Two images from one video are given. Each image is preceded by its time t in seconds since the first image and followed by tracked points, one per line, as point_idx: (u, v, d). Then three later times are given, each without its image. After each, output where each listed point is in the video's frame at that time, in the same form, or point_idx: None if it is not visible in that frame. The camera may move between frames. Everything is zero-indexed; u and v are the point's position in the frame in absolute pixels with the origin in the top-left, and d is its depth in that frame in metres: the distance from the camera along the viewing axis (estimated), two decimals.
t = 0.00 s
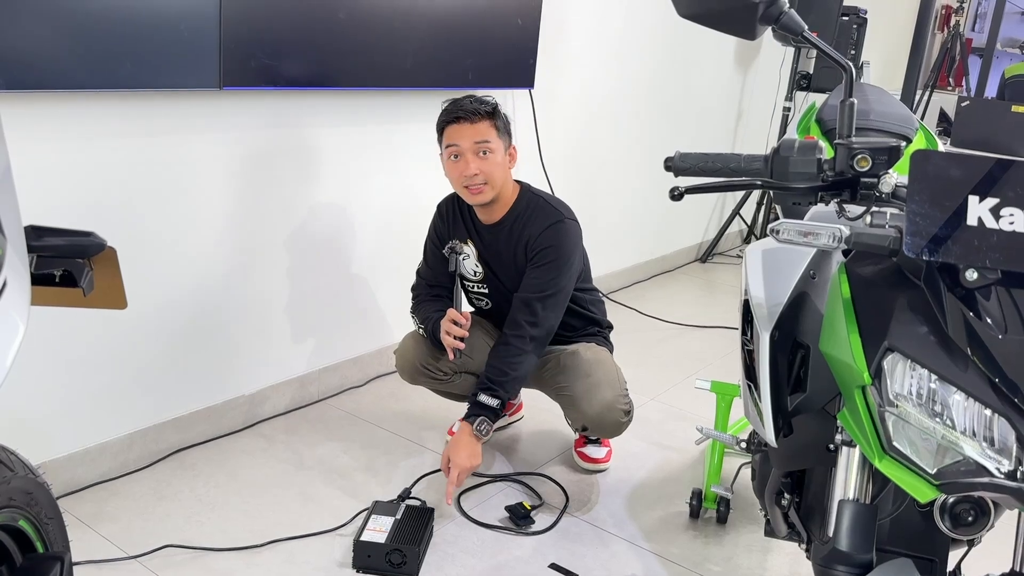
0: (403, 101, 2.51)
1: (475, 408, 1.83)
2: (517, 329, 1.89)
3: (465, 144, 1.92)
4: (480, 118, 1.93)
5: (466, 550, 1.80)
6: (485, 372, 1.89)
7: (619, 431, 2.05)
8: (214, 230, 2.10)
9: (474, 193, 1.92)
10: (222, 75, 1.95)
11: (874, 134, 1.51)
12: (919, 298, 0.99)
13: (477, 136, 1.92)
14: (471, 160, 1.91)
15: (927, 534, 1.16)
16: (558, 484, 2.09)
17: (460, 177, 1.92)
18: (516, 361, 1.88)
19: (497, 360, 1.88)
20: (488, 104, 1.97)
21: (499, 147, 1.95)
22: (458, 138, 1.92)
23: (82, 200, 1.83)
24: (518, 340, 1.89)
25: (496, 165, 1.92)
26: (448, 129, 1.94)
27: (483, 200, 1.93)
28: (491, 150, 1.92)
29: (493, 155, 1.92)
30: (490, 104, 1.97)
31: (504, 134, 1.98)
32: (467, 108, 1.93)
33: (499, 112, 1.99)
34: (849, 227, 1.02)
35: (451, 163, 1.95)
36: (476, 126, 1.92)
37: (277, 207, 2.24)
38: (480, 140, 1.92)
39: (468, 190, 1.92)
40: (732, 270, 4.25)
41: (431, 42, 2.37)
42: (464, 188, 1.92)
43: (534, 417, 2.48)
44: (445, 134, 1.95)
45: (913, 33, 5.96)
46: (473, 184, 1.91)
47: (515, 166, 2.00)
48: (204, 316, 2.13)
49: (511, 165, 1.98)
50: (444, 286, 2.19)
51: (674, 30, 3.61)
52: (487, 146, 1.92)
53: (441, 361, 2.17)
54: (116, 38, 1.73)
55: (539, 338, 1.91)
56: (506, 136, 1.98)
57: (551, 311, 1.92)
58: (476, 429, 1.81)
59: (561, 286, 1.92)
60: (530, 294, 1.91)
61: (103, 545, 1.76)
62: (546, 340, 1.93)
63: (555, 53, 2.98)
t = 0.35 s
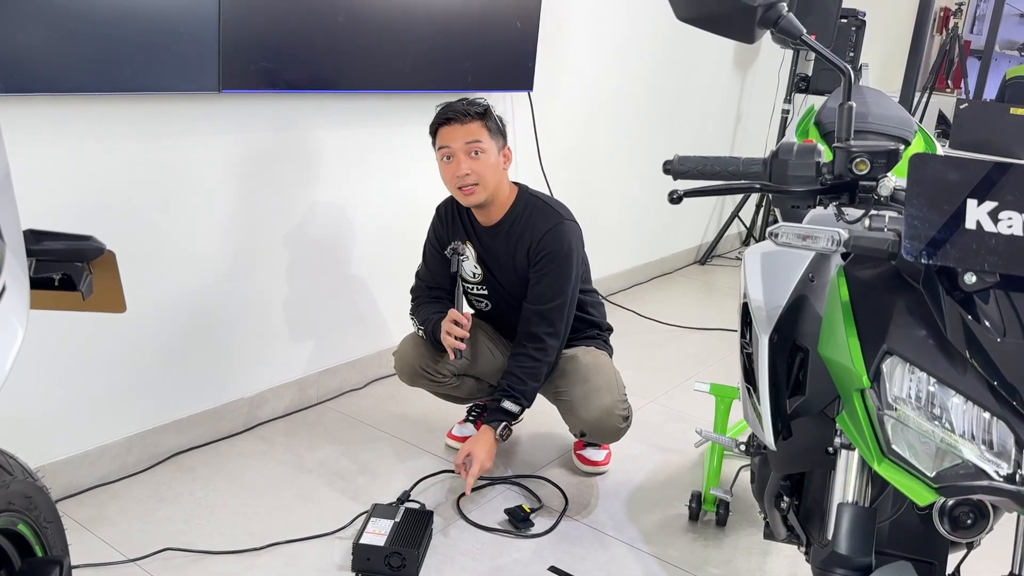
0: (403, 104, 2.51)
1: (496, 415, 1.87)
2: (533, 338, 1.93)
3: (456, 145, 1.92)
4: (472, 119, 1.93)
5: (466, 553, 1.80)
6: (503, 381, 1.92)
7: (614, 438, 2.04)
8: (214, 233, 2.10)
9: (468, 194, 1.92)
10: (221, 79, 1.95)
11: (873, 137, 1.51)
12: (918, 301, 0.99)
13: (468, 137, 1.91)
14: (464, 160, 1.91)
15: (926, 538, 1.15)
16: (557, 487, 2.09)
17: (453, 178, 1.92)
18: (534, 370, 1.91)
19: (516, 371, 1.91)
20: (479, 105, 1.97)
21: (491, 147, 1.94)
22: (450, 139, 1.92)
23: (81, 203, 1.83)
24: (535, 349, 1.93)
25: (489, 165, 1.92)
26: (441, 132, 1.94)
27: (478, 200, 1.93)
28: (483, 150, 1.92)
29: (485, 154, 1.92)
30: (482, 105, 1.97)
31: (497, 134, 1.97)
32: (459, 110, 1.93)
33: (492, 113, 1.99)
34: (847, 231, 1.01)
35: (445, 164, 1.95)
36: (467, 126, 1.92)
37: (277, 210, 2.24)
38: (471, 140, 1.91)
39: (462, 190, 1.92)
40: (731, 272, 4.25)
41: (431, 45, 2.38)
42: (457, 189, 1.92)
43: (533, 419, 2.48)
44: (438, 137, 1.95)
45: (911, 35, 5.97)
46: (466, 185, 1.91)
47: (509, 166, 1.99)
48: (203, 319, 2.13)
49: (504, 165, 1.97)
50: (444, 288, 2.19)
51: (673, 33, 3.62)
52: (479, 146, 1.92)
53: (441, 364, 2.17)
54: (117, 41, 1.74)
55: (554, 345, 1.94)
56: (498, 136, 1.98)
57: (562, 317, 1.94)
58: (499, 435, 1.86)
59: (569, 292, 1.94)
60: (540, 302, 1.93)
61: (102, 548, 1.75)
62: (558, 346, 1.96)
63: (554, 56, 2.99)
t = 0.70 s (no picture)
0: (402, 105, 2.51)
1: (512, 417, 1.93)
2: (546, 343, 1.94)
3: (461, 148, 1.91)
4: (477, 122, 1.93)
5: (465, 555, 1.80)
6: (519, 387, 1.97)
7: (619, 437, 2.05)
8: (213, 235, 2.10)
9: (471, 197, 1.92)
10: (220, 81, 1.95)
11: (872, 138, 1.51)
12: (917, 302, 0.99)
13: (473, 140, 1.91)
14: (469, 164, 1.91)
15: (926, 539, 1.15)
16: (557, 489, 2.09)
17: (458, 181, 1.92)
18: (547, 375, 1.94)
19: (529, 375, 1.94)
20: (484, 109, 1.96)
21: (496, 152, 1.95)
22: (456, 143, 1.92)
23: (80, 206, 1.83)
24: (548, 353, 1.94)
25: (493, 169, 1.92)
26: (445, 134, 1.93)
27: (481, 204, 1.93)
28: (488, 155, 1.92)
29: (490, 158, 1.92)
30: (487, 109, 1.96)
31: (502, 139, 1.98)
32: (464, 113, 1.93)
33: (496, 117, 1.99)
34: (846, 232, 1.01)
35: (448, 167, 1.94)
36: (473, 130, 1.91)
37: (277, 211, 2.24)
38: (478, 145, 1.92)
39: (466, 194, 1.92)
40: (731, 273, 4.26)
41: (430, 47, 2.38)
42: (462, 192, 1.92)
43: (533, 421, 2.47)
44: (443, 139, 1.95)
45: (910, 37, 5.98)
46: (470, 188, 1.91)
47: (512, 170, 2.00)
48: (203, 321, 2.13)
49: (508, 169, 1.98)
50: (445, 288, 2.19)
51: (672, 35, 3.63)
52: (484, 150, 1.92)
53: (441, 365, 2.17)
54: (116, 43, 1.74)
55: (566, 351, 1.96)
56: (502, 140, 1.98)
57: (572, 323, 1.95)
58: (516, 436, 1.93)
59: (578, 298, 1.95)
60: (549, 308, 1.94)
61: (101, 551, 1.75)
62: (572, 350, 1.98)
63: (554, 58, 2.99)
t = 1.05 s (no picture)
0: (402, 107, 2.51)
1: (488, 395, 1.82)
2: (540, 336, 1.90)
3: (469, 151, 1.91)
4: (484, 125, 1.92)
5: (465, 556, 1.80)
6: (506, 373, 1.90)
7: (620, 436, 2.05)
8: (213, 236, 2.10)
9: (479, 200, 1.93)
10: (220, 82, 1.95)
11: (872, 139, 1.51)
12: (917, 303, 0.99)
13: (481, 143, 1.91)
14: (477, 167, 1.90)
15: (926, 539, 1.15)
16: (557, 489, 2.09)
17: (465, 184, 1.92)
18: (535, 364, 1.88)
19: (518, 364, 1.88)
20: (491, 111, 1.96)
21: (504, 154, 1.94)
22: (463, 146, 1.91)
23: (80, 207, 1.83)
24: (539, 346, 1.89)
25: (500, 172, 1.92)
26: (453, 137, 1.93)
27: (488, 207, 1.94)
28: (496, 157, 1.92)
29: (498, 161, 1.92)
30: (494, 111, 1.96)
31: (509, 140, 1.97)
32: (471, 116, 1.92)
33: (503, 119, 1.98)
34: (846, 232, 1.02)
35: (456, 170, 1.94)
36: (481, 133, 1.91)
37: (277, 213, 2.24)
38: (485, 148, 1.91)
39: (473, 197, 1.92)
40: (730, 274, 4.26)
41: (430, 49, 2.38)
42: (469, 196, 1.92)
43: (533, 422, 2.47)
44: (450, 142, 1.94)
45: (908, 38, 5.99)
46: (478, 192, 1.91)
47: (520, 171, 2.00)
48: (203, 323, 2.13)
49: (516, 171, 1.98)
50: (447, 289, 2.19)
51: (672, 36, 3.63)
52: (492, 153, 1.92)
53: (442, 365, 2.18)
54: (116, 44, 1.74)
55: (560, 346, 1.91)
56: (510, 142, 1.98)
57: (568, 320, 1.92)
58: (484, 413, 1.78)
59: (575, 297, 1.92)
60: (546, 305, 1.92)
61: (101, 552, 1.75)
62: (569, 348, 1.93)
63: (554, 59, 2.99)
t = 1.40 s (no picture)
0: (402, 108, 2.51)
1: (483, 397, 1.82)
2: (540, 336, 1.90)
3: (456, 172, 1.87)
4: (470, 144, 1.85)
5: (465, 557, 1.80)
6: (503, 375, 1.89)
7: (619, 435, 2.05)
8: (213, 237, 2.10)
9: (470, 215, 1.93)
10: (221, 83, 1.95)
11: (872, 139, 1.52)
12: (916, 304, 0.99)
13: (468, 165, 1.85)
14: (465, 190, 1.87)
15: (926, 539, 1.15)
16: (557, 490, 2.09)
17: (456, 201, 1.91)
18: (535, 366, 1.87)
19: (518, 364, 1.88)
20: (480, 123, 1.87)
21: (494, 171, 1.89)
22: (450, 166, 1.86)
23: (80, 208, 1.83)
24: (538, 347, 1.89)
25: (490, 189, 1.89)
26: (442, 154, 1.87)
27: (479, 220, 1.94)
28: (486, 178, 1.87)
29: (487, 180, 1.87)
30: (483, 123, 1.87)
31: (500, 152, 1.90)
32: (458, 135, 1.85)
33: (494, 128, 1.90)
34: (846, 233, 1.01)
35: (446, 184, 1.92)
36: (467, 156, 1.85)
37: (277, 214, 2.24)
38: (473, 169, 1.85)
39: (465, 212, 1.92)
40: (730, 275, 4.26)
41: (430, 50, 2.39)
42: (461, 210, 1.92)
43: (533, 422, 2.48)
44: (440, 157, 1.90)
45: (907, 39, 6.00)
46: (468, 209, 1.91)
47: (513, 177, 1.95)
48: (203, 323, 2.13)
49: (508, 181, 1.93)
50: (447, 288, 2.19)
51: (671, 37, 3.64)
52: (481, 173, 1.86)
53: (442, 364, 2.18)
54: (116, 45, 1.74)
55: (559, 346, 1.90)
56: (502, 151, 1.90)
57: (568, 320, 1.91)
58: (478, 417, 1.79)
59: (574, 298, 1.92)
60: (545, 306, 1.91)
61: (102, 553, 1.75)
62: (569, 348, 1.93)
63: (553, 59, 3.00)
